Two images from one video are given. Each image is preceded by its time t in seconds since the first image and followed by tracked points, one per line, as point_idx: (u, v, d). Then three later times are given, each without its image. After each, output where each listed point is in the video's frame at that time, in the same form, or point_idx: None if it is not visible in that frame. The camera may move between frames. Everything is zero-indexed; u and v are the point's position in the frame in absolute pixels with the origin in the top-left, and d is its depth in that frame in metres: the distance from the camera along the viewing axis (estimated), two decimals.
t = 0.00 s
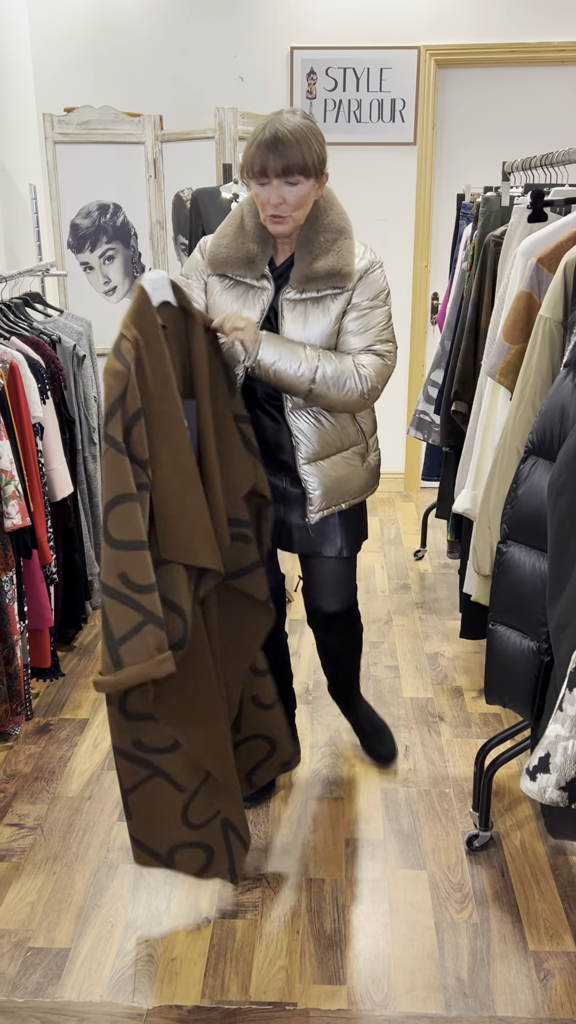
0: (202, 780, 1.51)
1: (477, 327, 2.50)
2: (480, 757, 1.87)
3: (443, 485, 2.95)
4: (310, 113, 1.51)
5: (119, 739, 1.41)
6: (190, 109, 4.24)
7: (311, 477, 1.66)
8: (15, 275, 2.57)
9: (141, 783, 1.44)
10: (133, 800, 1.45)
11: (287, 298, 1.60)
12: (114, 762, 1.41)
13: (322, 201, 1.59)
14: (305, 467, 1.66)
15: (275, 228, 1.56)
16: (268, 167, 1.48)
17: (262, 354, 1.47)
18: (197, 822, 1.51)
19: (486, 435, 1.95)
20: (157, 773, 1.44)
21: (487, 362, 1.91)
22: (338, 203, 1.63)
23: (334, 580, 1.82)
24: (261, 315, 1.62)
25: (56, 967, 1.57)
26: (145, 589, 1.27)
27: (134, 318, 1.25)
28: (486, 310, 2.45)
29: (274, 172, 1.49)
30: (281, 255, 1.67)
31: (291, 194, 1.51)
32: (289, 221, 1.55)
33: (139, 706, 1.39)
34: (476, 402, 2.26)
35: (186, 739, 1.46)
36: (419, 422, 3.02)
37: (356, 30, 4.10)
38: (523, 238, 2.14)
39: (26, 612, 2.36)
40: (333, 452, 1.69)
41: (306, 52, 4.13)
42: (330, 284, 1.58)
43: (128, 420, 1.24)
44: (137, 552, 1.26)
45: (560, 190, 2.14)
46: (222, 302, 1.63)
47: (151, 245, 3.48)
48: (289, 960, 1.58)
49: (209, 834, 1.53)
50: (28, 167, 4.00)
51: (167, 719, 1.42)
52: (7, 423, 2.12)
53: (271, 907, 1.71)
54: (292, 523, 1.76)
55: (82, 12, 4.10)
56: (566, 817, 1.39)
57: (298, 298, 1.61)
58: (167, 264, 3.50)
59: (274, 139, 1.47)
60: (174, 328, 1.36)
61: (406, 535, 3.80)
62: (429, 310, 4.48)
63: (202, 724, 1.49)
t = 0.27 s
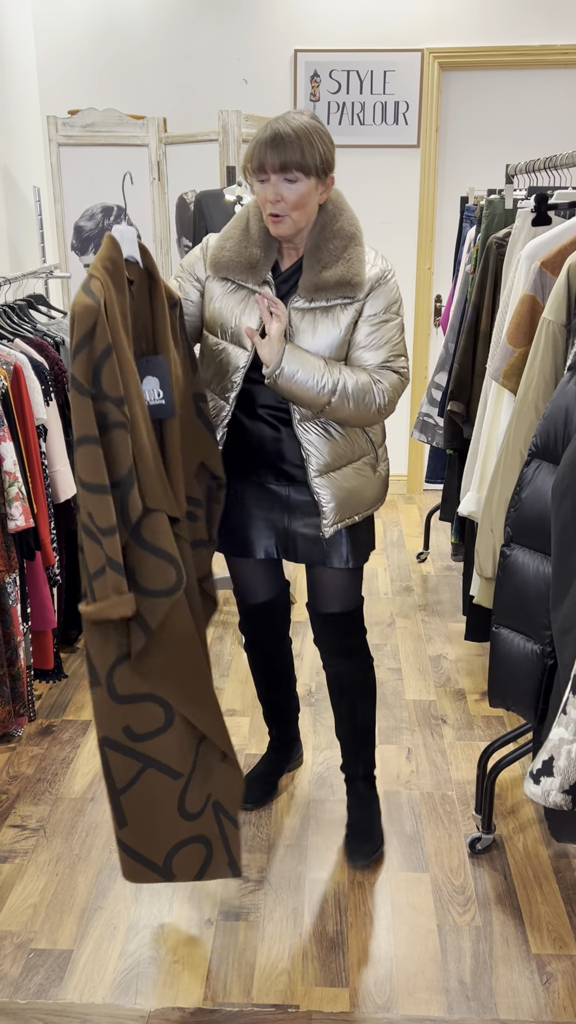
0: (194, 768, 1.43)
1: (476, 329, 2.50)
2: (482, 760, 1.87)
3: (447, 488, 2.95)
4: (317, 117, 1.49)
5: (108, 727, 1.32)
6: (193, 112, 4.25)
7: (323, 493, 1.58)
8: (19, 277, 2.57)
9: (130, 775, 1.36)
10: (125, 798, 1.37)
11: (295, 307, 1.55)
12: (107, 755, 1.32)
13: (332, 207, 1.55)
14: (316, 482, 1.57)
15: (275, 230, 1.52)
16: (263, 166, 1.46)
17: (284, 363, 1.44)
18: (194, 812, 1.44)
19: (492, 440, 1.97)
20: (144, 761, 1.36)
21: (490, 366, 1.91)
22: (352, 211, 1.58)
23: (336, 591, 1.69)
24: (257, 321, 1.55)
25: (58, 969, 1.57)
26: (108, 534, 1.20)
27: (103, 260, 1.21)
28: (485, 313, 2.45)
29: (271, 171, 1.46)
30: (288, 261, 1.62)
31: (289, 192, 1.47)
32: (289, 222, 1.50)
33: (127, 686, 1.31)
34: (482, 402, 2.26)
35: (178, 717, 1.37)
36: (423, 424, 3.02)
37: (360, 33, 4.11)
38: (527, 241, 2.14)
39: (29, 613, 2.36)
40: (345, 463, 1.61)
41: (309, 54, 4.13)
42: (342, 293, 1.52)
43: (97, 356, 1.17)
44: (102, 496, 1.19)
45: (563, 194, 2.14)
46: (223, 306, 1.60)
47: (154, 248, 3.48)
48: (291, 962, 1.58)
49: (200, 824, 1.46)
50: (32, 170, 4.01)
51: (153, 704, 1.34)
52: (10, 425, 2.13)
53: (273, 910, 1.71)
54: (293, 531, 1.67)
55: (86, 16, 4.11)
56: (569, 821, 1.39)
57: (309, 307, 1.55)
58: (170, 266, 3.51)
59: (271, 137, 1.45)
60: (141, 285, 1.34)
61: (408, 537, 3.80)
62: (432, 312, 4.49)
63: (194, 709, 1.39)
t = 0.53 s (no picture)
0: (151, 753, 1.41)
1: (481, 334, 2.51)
2: (486, 763, 1.86)
3: (451, 491, 2.94)
4: (341, 117, 1.46)
5: (73, 709, 1.31)
6: (197, 115, 4.26)
7: (330, 511, 1.56)
8: (24, 280, 2.58)
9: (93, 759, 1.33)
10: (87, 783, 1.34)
11: (312, 316, 1.55)
12: (71, 739, 1.31)
13: (357, 212, 1.53)
14: (324, 499, 1.56)
15: (293, 237, 1.53)
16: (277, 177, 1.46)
17: (292, 388, 1.45)
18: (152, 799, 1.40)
19: (495, 443, 1.98)
20: (110, 746, 1.34)
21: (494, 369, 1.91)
22: (379, 217, 1.55)
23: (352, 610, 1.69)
24: (275, 328, 1.57)
25: (61, 972, 1.57)
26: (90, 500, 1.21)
27: (93, 231, 1.25)
28: (491, 316, 2.46)
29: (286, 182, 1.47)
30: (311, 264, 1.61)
31: (302, 202, 1.47)
32: (307, 231, 1.51)
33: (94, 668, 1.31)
34: (485, 405, 2.25)
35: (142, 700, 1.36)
36: (427, 428, 3.02)
37: (364, 36, 4.11)
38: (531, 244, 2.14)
39: (33, 615, 2.36)
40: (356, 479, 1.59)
41: (314, 57, 4.14)
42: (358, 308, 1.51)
43: (79, 321, 1.21)
44: (84, 465, 1.21)
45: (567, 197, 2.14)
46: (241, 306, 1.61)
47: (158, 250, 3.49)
48: (294, 966, 1.58)
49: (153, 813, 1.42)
50: (36, 173, 4.02)
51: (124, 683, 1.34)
52: (15, 428, 2.13)
53: (276, 913, 1.71)
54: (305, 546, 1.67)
55: (91, 19, 4.13)
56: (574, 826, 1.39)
57: (326, 318, 1.54)
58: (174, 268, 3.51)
59: (285, 147, 1.45)
60: (135, 260, 1.37)
61: (412, 540, 3.79)
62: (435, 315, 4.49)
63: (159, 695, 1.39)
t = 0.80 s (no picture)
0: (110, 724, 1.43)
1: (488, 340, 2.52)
2: (490, 767, 1.86)
3: (455, 493, 2.94)
4: (360, 115, 1.43)
5: (37, 675, 1.35)
6: (201, 118, 4.27)
7: (323, 529, 1.55)
8: (28, 282, 2.58)
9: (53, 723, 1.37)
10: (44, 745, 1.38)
11: (317, 326, 1.53)
12: (33, 705, 1.35)
13: (372, 217, 1.49)
14: (317, 516, 1.56)
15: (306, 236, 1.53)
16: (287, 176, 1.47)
17: (257, 416, 1.43)
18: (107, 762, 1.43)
19: (497, 444, 1.98)
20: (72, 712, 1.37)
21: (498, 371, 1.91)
22: (398, 225, 1.49)
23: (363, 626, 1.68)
24: (287, 327, 1.57)
25: (64, 975, 1.57)
26: (57, 473, 1.22)
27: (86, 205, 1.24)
28: (497, 320, 2.47)
29: (297, 181, 1.47)
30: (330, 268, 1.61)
31: (309, 200, 1.47)
32: (318, 231, 1.50)
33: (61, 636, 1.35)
34: (487, 407, 2.25)
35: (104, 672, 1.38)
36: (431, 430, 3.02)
37: (368, 38, 4.12)
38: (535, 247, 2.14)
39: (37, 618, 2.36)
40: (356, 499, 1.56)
41: (318, 60, 4.14)
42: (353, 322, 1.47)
43: (59, 292, 1.20)
44: (55, 437, 1.21)
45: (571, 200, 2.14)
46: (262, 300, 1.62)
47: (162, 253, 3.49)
48: (297, 969, 1.58)
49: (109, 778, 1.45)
50: (40, 175, 4.03)
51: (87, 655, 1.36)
52: (19, 430, 2.13)
53: (279, 916, 1.70)
54: (308, 555, 1.68)
55: (95, 23, 4.14)
56: None
57: (326, 333, 1.52)
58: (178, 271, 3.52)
59: (297, 146, 1.45)
60: (134, 233, 1.35)
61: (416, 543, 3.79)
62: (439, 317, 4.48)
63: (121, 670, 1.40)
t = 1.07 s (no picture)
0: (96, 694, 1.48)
1: (492, 342, 2.52)
2: (493, 769, 1.85)
3: (458, 496, 2.93)
4: (367, 115, 1.41)
5: (23, 634, 1.42)
6: (204, 120, 4.27)
7: (295, 529, 1.57)
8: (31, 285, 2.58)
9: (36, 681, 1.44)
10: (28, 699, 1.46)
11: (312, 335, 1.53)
12: (17, 660, 1.43)
13: (369, 221, 1.45)
14: (293, 516, 1.57)
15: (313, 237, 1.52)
16: (292, 174, 1.48)
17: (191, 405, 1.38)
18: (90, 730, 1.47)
19: (497, 446, 1.99)
20: (53, 673, 1.44)
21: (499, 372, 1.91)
22: (393, 231, 1.44)
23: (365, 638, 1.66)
24: (292, 324, 1.57)
25: (67, 977, 1.57)
26: (38, 448, 1.29)
27: (90, 193, 1.31)
28: (501, 323, 2.47)
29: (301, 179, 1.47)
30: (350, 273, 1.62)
31: (310, 199, 1.46)
32: (319, 232, 1.50)
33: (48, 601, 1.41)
34: (488, 408, 2.25)
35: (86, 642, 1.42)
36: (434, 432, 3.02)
37: (371, 41, 4.12)
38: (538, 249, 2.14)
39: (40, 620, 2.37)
40: (324, 504, 1.54)
41: (321, 63, 4.15)
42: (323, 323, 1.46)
43: (51, 273, 1.27)
44: (38, 412, 1.28)
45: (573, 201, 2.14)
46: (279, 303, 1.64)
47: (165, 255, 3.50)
48: (300, 972, 1.58)
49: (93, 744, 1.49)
50: (44, 178, 4.04)
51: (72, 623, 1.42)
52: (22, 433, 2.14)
53: (282, 919, 1.70)
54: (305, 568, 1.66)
55: (99, 25, 4.15)
56: None
57: (315, 334, 1.51)
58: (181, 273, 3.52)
59: (301, 144, 1.45)
60: (148, 219, 1.40)
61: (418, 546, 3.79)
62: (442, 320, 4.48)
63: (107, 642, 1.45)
